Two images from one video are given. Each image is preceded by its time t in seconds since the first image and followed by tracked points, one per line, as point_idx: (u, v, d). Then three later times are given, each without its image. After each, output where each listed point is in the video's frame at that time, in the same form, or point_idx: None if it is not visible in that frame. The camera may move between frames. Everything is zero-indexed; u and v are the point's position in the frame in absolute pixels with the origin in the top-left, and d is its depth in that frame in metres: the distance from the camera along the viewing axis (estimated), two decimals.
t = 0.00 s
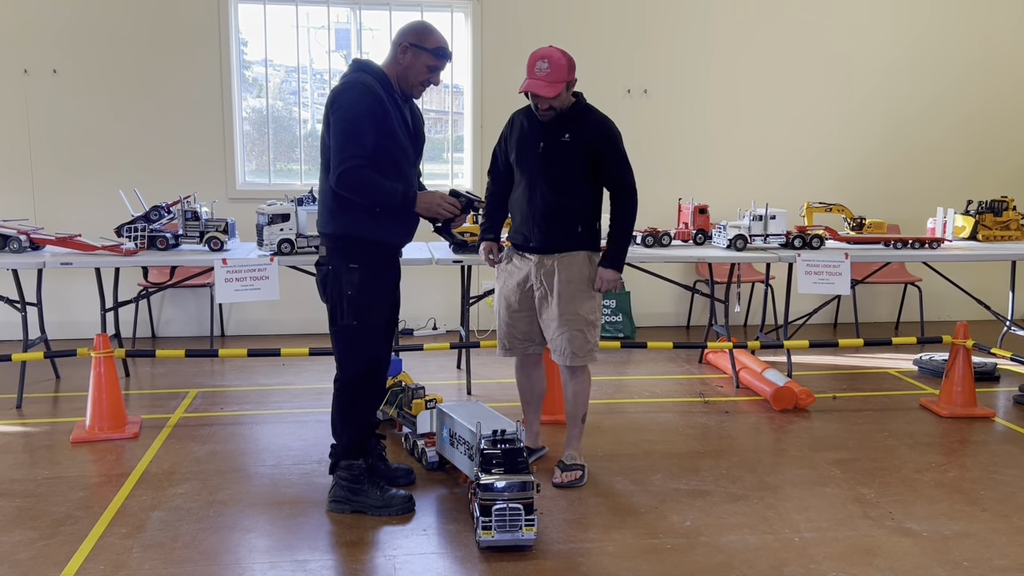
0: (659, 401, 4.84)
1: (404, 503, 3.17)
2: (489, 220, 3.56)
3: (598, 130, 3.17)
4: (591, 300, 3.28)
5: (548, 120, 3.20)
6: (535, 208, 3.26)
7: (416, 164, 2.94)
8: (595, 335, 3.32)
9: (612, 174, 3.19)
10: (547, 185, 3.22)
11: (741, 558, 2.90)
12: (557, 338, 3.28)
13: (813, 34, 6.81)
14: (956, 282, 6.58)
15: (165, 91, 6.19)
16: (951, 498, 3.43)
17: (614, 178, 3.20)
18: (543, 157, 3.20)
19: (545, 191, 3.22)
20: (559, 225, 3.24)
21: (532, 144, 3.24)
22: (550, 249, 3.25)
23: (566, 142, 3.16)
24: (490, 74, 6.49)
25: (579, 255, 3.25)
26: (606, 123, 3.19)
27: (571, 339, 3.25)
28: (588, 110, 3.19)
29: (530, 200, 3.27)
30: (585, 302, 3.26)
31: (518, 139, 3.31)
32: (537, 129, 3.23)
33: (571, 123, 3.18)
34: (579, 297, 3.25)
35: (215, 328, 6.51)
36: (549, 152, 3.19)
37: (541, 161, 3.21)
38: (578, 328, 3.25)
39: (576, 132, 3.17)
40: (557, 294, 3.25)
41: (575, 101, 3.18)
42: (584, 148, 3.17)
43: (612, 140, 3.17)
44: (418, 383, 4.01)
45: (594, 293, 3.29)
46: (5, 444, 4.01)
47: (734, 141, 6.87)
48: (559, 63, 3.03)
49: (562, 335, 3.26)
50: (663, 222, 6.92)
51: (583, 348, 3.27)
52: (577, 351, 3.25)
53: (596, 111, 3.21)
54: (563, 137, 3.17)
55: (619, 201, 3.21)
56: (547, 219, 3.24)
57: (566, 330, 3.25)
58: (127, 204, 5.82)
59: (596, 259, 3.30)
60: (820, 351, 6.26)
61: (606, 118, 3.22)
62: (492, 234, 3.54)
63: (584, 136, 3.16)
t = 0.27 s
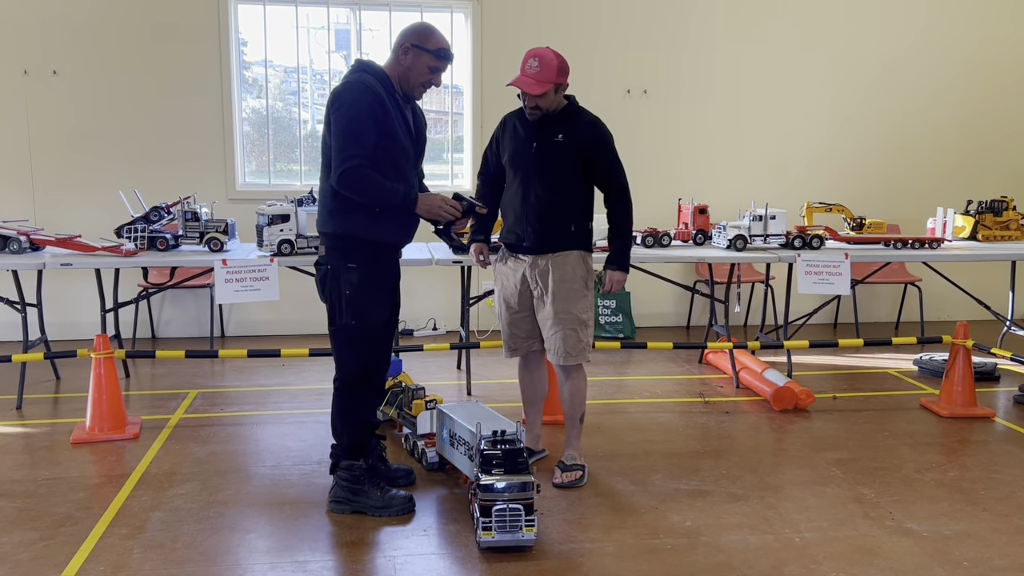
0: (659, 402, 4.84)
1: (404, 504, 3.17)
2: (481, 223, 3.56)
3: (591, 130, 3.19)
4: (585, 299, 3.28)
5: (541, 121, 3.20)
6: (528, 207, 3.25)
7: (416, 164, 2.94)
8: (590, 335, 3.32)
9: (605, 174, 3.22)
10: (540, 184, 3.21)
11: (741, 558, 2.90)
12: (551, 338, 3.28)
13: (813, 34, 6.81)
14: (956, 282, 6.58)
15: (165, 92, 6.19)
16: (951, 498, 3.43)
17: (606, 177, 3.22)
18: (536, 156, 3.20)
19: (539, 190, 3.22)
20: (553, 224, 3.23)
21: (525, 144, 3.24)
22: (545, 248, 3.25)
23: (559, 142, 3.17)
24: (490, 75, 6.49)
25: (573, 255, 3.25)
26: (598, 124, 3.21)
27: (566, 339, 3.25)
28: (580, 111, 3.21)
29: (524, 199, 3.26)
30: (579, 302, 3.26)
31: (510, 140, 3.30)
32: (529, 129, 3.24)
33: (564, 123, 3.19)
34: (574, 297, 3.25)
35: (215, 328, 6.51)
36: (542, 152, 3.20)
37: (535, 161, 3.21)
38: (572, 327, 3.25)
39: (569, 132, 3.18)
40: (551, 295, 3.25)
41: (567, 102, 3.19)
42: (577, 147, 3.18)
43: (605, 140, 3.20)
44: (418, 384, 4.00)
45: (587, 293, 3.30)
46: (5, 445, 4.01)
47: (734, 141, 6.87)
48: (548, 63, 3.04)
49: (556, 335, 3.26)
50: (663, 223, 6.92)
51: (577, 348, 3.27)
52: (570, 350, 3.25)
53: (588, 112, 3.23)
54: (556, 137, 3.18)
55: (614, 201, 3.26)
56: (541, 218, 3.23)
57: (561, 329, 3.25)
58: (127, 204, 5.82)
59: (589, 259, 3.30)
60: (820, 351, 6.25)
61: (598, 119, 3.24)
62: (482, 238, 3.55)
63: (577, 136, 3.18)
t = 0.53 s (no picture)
0: (660, 402, 4.84)
1: (404, 504, 3.17)
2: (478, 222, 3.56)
3: (586, 128, 3.19)
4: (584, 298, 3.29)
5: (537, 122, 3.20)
6: (525, 206, 3.25)
7: (416, 165, 2.94)
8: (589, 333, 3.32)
9: (601, 172, 3.21)
10: (537, 183, 3.21)
11: (741, 558, 2.90)
12: (552, 336, 3.28)
13: (813, 34, 6.82)
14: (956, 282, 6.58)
15: (165, 93, 6.19)
16: (951, 498, 3.43)
17: (602, 176, 3.22)
18: (532, 155, 3.20)
19: (536, 189, 3.22)
20: (550, 222, 3.24)
21: (522, 143, 3.24)
22: (542, 246, 3.25)
23: (555, 141, 3.17)
24: (489, 75, 6.50)
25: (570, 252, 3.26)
26: (594, 123, 3.21)
27: (566, 336, 3.25)
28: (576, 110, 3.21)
29: (521, 199, 3.26)
30: (578, 300, 3.27)
31: (507, 140, 3.31)
32: (525, 129, 3.24)
33: (560, 122, 3.19)
34: (573, 295, 3.25)
35: (215, 329, 6.51)
36: (537, 151, 3.19)
37: (531, 160, 3.21)
38: (573, 325, 3.25)
39: (565, 131, 3.18)
40: (551, 293, 3.25)
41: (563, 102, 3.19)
42: (573, 146, 3.18)
43: (601, 138, 3.20)
44: (418, 384, 4.00)
45: (586, 292, 3.30)
46: (5, 445, 4.01)
47: (733, 141, 6.87)
48: (551, 63, 3.05)
49: (556, 332, 3.26)
50: (663, 223, 6.92)
51: (577, 345, 3.27)
52: (571, 348, 3.25)
53: (584, 112, 3.23)
54: (552, 136, 3.18)
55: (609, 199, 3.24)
56: (538, 217, 3.24)
57: (561, 327, 3.25)
58: (126, 205, 5.82)
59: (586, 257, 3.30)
60: (820, 351, 6.25)
61: (594, 118, 3.24)
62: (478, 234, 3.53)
63: (573, 135, 3.18)
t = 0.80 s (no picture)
0: (659, 403, 4.84)
1: (404, 505, 3.17)
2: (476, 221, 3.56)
3: (582, 129, 3.18)
4: (582, 296, 3.29)
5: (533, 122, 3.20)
6: (520, 206, 3.26)
7: (416, 165, 2.95)
8: (587, 331, 3.32)
9: (596, 173, 3.21)
10: (533, 184, 3.22)
11: (741, 559, 2.90)
12: (550, 335, 3.29)
13: (813, 34, 6.82)
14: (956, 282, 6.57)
15: (165, 94, 6.19)
16: (952, 498, 3.43)
17: (597, 177, 3.21)
18: (529, 155, 3.20)
19: (532, 189, 3.22)
20: (545, 222, 3.25)
21: (518, 143, 3.24)
22: (539, 247, 3.27)
23: (552, 141, 3.17)
24: (489, 76, 6.50)
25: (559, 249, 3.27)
26: (591, 124, 3.21)
27: (564, 335, 3.26)
28: (573, 111, 3.21)
29: (518, 199, 3.26)
30: (576, 299, 3.27)
31: (504, 140, 3.30)
32: (522, 129, 3.24)
33: (557, 123, 3.18)
34: (571, 294, 3.26)
35: (215, 330, 6.51)
36: (534, 151, 3.19)
37: (527, 160, 3.20)
38: (571, 323, 3.26)
39: (562, 132, 3.18)
40: (549, 292, 3.25)
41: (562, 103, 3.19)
42: (569, 147, 3.18)
43: (597, 139, 3.19)
44: (418, 385, 4.01)
45: (584, 289, 3.31)
46: (5, 446, 4.01)
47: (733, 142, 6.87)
48: (556, 67, 3.05)
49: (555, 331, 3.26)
50: (662, 223, 6.92)
51: (576, 344, 3.28)
52: (571, 347, 3.26)
53: (581, 113, 3.23)
54: (549, 137, 3.18)
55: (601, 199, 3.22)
56: (534, 217, 3.25)
57: (559, 326, 3.26)
58: (126, 206, 5.82)
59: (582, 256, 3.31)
60: (820, 352, 6.25)
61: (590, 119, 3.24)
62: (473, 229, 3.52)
63: (570, 135, 3.17)
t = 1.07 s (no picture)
0: (659, 403, 4.84)
1: (404, 506, 3.17)
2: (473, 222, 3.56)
3: (578, 131, 3.18)
4: (578, 295, 3.29)
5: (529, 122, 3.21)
6: (516, 205, 3.26)
7: (416, 164, 2.95)
8: (584, 330, 3.32)
9: (591, 175, 3.20)
10: (530, 185, 3.22)
11: (741, 559, 2.90)
12: (548, 334, 3.29)
13: (812, 34, 6.82)
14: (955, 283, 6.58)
15: (165, 94, 6.19)
16: (951, 499, 3.43)
17: (593, 179, 3.21)
18: (525, 157, 3.20)
19: (529, 190, 3.22)
20: (541, 223, 3.25)
21: (515, 144, 3.24)
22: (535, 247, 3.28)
23: (548, 143, 3.17)
24: (489, 76, 6.51)
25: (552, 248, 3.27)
26: (588, 127, 3.21)
27: (562, 335, 3.26)
28: (570, 113, 3.21)
29: (514, 200, 3.26)
30: (573, 298, 3.27)
31: (501, 141, 3.30)
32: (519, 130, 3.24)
33: (553, 125, 3.19)
34: (568, 293, 3.26)
35: (214, 331, 6.51)
36: (530, 152, 3.19)
37: (522, 161, 3.21)
38: (568, 323, 3.26)
39: (559, 134, 3.18)
40: (546, 292, 3.26)
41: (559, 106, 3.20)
42: (565, 148, 3.18)
43: (593, 141, 3.19)
44: (418, 386, 4.02)
45: (581, 288, 3.31)
46: (5, 447, 4.01)
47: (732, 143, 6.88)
48: (556, 71, 3.05)
49: (553, 332, 3.27)
50: (662, 224, 6.93)
51: (574, 344, 3.29)
52: (569, 346, 3.27)
53: (578, 115, 3.23)
54: (546, 138, 3.18)
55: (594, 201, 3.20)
56: (531, 218, 3.25)
57: (557, 326, 3.26)
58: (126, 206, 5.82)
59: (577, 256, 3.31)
60: (820, 352, 6.25)
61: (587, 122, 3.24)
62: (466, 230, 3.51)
63: (566, 137, 3.17)
